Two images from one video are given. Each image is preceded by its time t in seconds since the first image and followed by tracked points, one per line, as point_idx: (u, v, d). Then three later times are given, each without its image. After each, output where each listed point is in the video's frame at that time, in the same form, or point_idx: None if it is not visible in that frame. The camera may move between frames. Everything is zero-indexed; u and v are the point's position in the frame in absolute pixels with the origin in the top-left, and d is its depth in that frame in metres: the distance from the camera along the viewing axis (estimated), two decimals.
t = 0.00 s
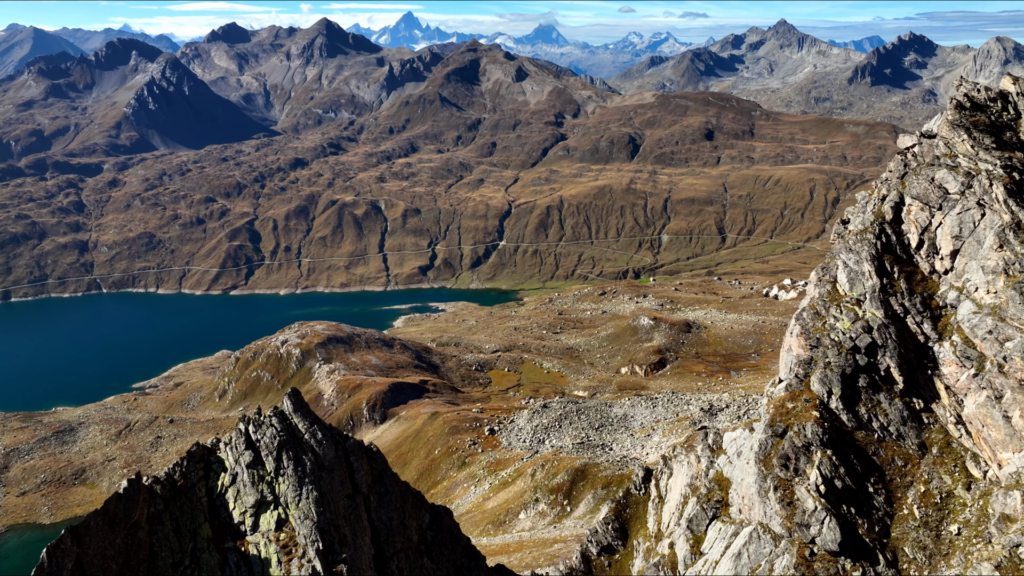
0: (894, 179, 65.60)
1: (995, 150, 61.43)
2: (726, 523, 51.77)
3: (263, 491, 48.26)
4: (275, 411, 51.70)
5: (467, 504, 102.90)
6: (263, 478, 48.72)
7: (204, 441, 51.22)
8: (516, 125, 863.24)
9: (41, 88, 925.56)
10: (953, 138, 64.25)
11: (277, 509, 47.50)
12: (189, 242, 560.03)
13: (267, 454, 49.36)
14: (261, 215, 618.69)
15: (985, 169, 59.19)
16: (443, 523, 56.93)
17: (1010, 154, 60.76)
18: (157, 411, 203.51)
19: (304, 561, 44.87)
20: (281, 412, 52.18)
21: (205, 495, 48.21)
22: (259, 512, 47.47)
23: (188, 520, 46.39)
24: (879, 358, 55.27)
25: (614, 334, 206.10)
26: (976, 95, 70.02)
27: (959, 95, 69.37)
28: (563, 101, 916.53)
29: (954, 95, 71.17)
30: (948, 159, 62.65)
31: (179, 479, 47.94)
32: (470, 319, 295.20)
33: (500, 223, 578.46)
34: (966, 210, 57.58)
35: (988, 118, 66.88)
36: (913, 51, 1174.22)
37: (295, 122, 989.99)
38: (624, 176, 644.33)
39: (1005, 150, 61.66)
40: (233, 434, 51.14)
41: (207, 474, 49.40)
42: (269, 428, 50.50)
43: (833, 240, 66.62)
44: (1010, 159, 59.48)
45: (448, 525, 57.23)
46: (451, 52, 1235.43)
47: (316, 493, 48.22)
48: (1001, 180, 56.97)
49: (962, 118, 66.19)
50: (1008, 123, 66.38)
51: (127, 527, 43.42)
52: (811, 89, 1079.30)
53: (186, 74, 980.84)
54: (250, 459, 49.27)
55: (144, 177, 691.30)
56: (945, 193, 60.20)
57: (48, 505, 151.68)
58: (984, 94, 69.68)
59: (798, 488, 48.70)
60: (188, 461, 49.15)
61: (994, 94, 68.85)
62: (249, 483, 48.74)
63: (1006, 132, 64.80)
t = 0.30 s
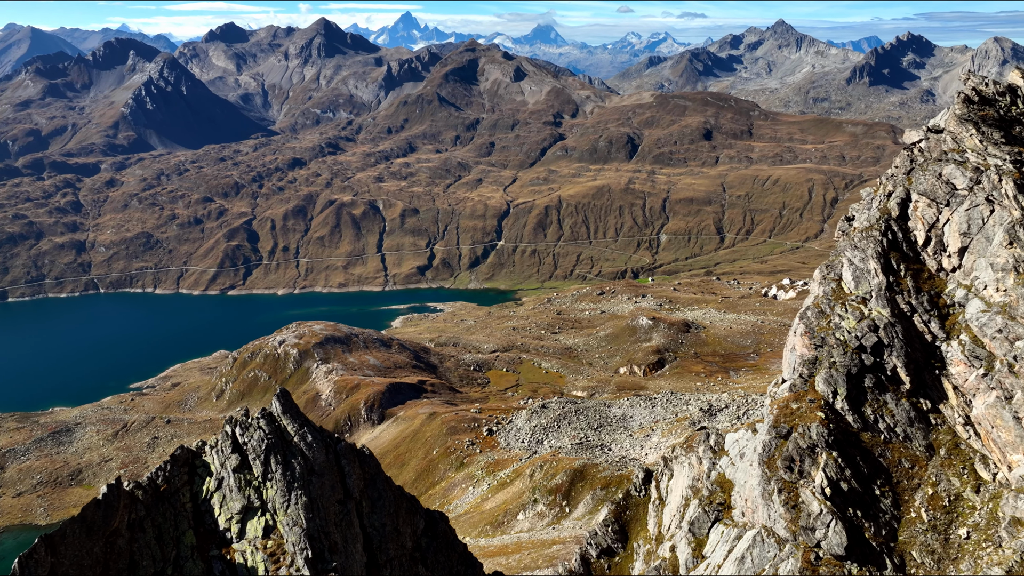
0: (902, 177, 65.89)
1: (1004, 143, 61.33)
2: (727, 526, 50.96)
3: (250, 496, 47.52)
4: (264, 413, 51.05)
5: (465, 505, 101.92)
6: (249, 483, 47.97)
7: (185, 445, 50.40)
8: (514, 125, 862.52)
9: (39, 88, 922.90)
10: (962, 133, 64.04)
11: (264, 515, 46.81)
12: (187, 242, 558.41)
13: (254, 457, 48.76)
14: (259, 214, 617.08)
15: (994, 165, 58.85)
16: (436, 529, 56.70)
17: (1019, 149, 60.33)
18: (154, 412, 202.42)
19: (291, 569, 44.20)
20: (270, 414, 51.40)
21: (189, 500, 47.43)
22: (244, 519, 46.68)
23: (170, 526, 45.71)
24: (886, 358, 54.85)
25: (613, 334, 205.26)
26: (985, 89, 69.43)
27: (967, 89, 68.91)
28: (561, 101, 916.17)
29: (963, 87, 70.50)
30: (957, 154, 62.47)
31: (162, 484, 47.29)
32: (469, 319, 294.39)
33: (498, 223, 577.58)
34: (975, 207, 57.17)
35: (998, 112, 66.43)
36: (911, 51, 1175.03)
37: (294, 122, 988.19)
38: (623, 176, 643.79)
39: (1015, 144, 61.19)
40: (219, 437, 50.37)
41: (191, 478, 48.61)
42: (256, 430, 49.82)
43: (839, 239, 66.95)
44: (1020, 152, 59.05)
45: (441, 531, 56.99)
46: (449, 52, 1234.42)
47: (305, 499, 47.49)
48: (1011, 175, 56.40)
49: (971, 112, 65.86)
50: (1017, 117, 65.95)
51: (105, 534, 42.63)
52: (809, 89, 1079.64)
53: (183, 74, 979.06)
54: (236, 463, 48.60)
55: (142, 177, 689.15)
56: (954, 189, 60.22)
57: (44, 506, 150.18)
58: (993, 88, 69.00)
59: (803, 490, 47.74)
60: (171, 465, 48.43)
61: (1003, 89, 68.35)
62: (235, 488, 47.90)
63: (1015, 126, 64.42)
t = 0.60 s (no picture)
0: (908, 172, 65.02)
1: (1013, 139, 60.75)
2: (731, 530, 50.08)
3: (234, 505, 47.17)
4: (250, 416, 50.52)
5: (463, 506, 100.86)
6: (234, 491, 47.61)
7: (169, 451, 50.15)
8: (512, 125, 861.80)
9: (36, 88, 919.73)
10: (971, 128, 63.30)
11: (249, 524, 46.54)
12: (184, 242, 556.82)
13: (240, 464, 48.34)
14: (256, 214, 615.37)
15: (1003, 161, 58.20)
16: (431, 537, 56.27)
17: None
18: (151, 412, 201.14)
19: None
20: (257, 418, 50.68)
21: (171, 509, 47.43)
22: (230, 529, 46.40)
23: (151, 536, 45.86)
24: (893, 358, 54.13)
25: (612, 334, 204.31)
26: (993, 83, 68.61)
27: (975, 83, 68.06)
28: (559, 101, 915.76)
29: (972, 81, 69.66)
30: (965, 151, 61.83)
31: (143, 492, 47.33)
32: (467, 319, 293.55)
33: (497, 223, 576.58)
34: (984, 204, 56.46)
35: (1007, 107, 65.66)
36: (909, 51, 1176.38)
37: (292, 122, 986.14)
38: (621, 176, 643.27)
39: None
40: (203, 443, 49.97)
41: (173, 486, 48.63)
42: (242, 436, 49.39)
43: (844, 237, 66.31)
44: None
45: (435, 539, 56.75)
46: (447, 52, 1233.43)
47: (294, 508, 46.97)
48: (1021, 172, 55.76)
49: (979, 107, 65.17)
50: None
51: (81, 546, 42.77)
52: (807, 89, 1080.14)
53: (181, 73, 977.10)
54: (221, 471, 48.21)
55: (139, 177, 687.24)
56: (961, 185, 59.48)
57: (40, 508, 148.70)
58: (1002, 83, 68.20)
59: (809, 495, 46.91)
60: (152, 471, 48.43)
61: (1012, 83, 67.46)
62: (220, 496, 47.60)
63: None
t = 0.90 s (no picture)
0: (915, 171, 64.58)
1: None
2: (734, 535, 49.19)
3: (219, 515, 46.76)
4: (236, 422, 50.27)
5: (462, 508, 99.76)
6: (218, 501, 47.22)
7: (150, 459, 50.04)
8: (510, 125, 861.40)
9: (33, 88, 917.20)
10: (980, 126, 62.78)
11: (234, 535, 46.11)
12: (182, 242, 555.56)
13: (225, 472, 48.10)
14: (254, 215, 613.98)
15: (1010, 159, 57.74)
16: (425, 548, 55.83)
17: None
18: (148, 414, 199.82)
19: None
20: (243, 424, 50.53)
21: (153, 519, 47.05)
22: (213, 541, 45.90)
23: (130, 545, 45.42)
24: (900, 360, 53.37)
25: (610, 335, 203.46)
26: (1000, 79, 67.92)
27: (984, 78, 67.28)
28: (558, 101, 915.44)
29: (979, 77, 69.04)
30: (973, 148, 61.32)
31: (122, 502, 46.88)
32: (465, 319, 292.85)
33: (495, 224, 575.72)
34: (992, 201, 55.89)
35: (1016, 103, 65.00)
36: (907, 52, 1178.70)
37: (290, 122, 984.42)
38: (620, 176, 642.90)
39: None
40: (188, 449, 49.87)
41: (155, 495, 48.40)
42: (228, 443, 49.02)
43: (850, 236, 65.75)
44: None
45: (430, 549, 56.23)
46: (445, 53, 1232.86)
47: (280, 517, 46.55)
48: None
49: (987, 102, 64.58)
50: None
51: (55, 559, 42.37)
52: (806, 90, 1080.89)
53: (178, 74, 975.17)
54: (205, 479, 47.94)
55: (137, 177, 685.57)
56: (969, 183, 58.86)
57: (36, 510, 146.88)
58: (1010, 78, 67.57)
59: (815, 500, 46.04)
60: (133, 479, 48.24)
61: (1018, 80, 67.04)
62: (203, 506, 47.11)
63: None
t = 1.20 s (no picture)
0: (924, 167, 63.97)
1: None
2: (738, 540, 48.31)
3: (202, 525, 46.12)
4: (221, 428, 49.83)
5: (461, 510, 98.77)
6: (201, 513, 46.63)
7: (132, 467, 49.32)
8: (509, 126, 860.78)
9: (31, 88, 914.81)
10: (993, 119, 62.13)
11: (218, 547, 45.53)
12: (180, 243, 554.24)
13: (210, 482, 47.62)
14: (252, 215, 612.72)
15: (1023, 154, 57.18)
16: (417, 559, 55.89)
17: None
18: (145, 414, 198.50)
19: None
20: (230, 429, 50.11)
21: (133, 531, 46.21)
22: (197, 553, 45.23)
23: (109, 558, 44.48)
24: (909, 361, 52.65)
25: (609, 335, 202.64)
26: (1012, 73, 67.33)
27: (996, 71, 66.57)
28: (557, 101, 914.81)
29: (990, 71, 68.26)
30: (985, 143, 60.68)
31: (101, 513, 45.78)
32: (464, 320, 291.99)
33: (494, 224, 574.83)
34: (1003, 198, 55.36)
35: None
36: (906, 52, 1179.46)
37: (288, 122, 982.49)
38: (619, 177, 642.32)
39: None
40: (170, 457, 49.29)
41: (136, 505, 47.68)
42: (213, 450, 48.57)
43: (857, 235, 65.16)
44: None
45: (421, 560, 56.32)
46: (444, 53, 1232.24)
47: (268, 528, 46.10)
48: None
49: (999, 96, 63.91)
50: None
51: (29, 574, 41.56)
52: (805, 90, 1080.72)
53: (176, 74, 973.20)
54: (189, 488, 47.43)
55: (135, 178, 684.10)
56: (980, 179, 58.30)
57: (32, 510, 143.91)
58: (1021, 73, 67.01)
59: (823, 505, 45.12)
60: (113, 488, 47.50)
61: None
62: (187, 517, 46.47)
63: None
